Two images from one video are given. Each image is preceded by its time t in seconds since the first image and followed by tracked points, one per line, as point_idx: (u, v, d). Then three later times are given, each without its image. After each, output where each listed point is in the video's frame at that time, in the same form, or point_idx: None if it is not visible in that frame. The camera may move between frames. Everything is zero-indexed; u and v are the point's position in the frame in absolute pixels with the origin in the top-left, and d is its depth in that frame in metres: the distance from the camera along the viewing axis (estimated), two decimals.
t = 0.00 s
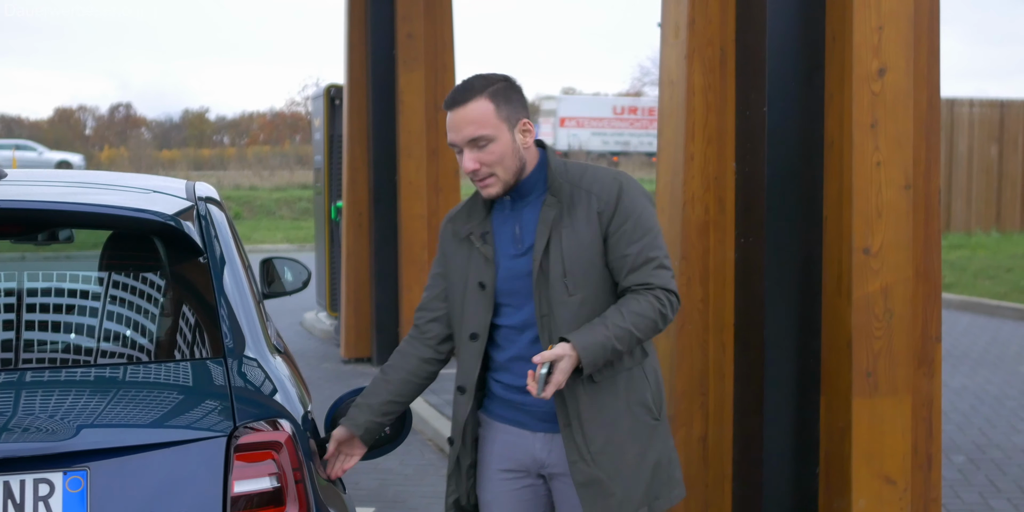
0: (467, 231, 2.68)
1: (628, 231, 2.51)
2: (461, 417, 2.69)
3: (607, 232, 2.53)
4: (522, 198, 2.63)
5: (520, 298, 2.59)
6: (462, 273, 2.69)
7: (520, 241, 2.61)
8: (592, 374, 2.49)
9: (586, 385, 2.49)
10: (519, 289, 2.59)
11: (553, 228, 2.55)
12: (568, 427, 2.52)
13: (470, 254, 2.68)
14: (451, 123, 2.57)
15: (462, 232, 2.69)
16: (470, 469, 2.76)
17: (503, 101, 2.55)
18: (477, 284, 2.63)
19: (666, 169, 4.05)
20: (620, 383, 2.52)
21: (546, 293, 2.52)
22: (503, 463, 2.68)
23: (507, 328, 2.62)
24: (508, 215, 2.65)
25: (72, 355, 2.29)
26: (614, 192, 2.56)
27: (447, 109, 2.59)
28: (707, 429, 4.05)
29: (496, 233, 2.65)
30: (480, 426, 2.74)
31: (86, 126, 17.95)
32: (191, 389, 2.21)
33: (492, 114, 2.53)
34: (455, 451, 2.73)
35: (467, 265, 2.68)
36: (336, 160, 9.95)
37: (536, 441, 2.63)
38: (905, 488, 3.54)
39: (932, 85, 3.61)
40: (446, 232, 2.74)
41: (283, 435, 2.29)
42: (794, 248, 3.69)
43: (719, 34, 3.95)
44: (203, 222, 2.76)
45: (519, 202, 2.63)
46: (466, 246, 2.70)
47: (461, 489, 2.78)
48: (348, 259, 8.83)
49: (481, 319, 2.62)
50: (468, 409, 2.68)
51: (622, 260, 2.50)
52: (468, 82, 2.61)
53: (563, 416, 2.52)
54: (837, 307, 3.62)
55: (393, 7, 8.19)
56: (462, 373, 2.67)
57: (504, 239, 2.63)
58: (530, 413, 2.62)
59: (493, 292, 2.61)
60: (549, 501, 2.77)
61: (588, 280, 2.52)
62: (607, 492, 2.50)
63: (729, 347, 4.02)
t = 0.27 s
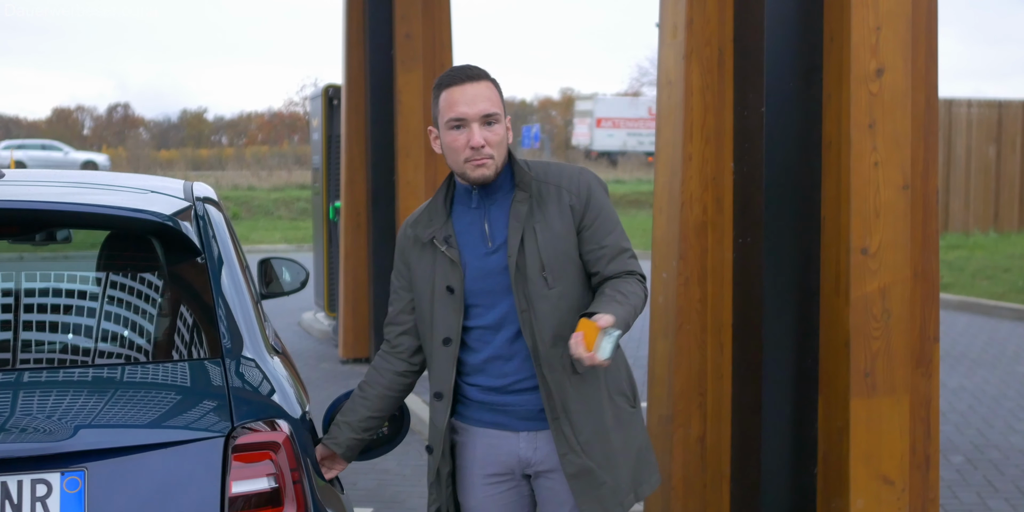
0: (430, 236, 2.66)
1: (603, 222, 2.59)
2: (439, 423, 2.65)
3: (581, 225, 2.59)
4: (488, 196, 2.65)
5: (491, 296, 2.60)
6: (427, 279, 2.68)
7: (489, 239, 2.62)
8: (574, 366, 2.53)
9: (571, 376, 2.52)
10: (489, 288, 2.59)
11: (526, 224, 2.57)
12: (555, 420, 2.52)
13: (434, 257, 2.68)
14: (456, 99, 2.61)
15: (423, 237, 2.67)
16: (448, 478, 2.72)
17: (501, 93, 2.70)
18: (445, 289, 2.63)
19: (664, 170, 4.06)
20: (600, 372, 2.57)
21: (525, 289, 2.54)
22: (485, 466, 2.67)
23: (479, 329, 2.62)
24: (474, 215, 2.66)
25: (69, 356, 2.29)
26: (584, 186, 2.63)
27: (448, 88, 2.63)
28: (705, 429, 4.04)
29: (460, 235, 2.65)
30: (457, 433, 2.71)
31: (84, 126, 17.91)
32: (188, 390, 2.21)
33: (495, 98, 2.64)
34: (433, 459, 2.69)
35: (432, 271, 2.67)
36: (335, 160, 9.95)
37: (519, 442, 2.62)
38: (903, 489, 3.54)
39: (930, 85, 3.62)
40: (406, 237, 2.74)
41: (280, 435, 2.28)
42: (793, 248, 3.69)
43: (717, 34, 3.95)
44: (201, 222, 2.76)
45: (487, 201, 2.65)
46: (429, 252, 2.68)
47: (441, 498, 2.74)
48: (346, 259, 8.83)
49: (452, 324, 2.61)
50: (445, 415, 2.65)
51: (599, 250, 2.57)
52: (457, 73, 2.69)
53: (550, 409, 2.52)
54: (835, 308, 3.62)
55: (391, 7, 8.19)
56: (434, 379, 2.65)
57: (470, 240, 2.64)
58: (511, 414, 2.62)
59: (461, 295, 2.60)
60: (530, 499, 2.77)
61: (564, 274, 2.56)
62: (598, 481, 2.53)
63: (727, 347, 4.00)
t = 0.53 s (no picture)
0: (419, 238, 2.66)
1: (597, 221, 2.60)
2: (428, 425, 2.66)
3: (574, 225, 2.60)
4: (480, 196, 2.65)
5: (483, 297, 2.60)
6: (418, 281, 2.68)
7: (482, 240, 2.62)
8: (569, 365, 2.53)
9: (565, 376, 2.52)
10: (482, 289, 2.59)
11: (520, 224, 2.57)
12: (549, 419, 2.52)
13: (424, 259, 2.67)
14: (449, 99, 2.60)
15: (413, 240, 2.67)
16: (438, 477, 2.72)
17: (493, 92, 2.69)
18: (434, 291, 2.62)
19: (662, 170, 4.06)
20: (594, 372, 2.57)
21: (519, 289, 2.53)
22: (478, 467, 2.66)
23: (470, 330, 2.62)
24: (465, 215, 2.66)
25: (67, 355, 2.29)
26: (577, 185, 2.64)
27: (441, 88, 2.62)
28: (703, 429, 4.05)
29: (449, 237, 2.65)
30: (449, 434, 2.71)
31: (82, 126, 17.89)
32: (186, 389, 2.21)
33: (489, 97, 2.64)
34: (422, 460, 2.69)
35: (423, 273, 2.67)
36: (333, 160, 9.94)
37: (512, 442, 2.62)
38: (901, 488, 3.54)
39: (927, 85, 3.62)
40: (398, 240, 2.74)
41: (278, 435, 2.29)
42: (791, 248, 3.69)
43: (715, 34, 3.94)
44: (199, 222, 2.75)
45: (478, 201, 2.64)
46: (419, 254, 2.68)
47: (429, 499, 2.74)
48: (343, 259, 8.83)
49: (442, 326, 2.61)
50: (434, 417, 2.66)
51: (594, 249, 2.58)
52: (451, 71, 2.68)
53: (544, 409, 2.52)
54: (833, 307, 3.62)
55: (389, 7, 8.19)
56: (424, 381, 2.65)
57: (461, 241, 2.64)
58: (506, 414, 2.61)
59: (450, 296, 2.60)
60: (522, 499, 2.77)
61: (559, 273, 2.56)
62: (593, 480, 2.53)
63: (726, 346, 4.00)
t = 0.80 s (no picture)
0: (427, 232, 2.68)
1: (606, 227, 2.58)
2: (426, 419, 2.68)
3: (583, 228, 2.58)
4: (488, 196, 2.63)
5: (488, 295, 2.60)
6: (426, 276, 2.69)
7: (489, 239, 2.61)
8: (573, 370, 2.53)
9: (569, 380, 2.52)
10: (485, 288, 2.59)
11: (528, 226, 2.56)
12: (551, 423, 2.52)
13: (431, 254, 2.69)
14: (441, 108, 2.55)
15: (421, 234, 2.68)
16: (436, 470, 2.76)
17: (493, 93, 2.60)
18: (439, 287, 2.63)
19: (660, 169, 4.06)
20: (597, 377, 2.57)
21: (526, 290, 2.53)
22: (476, 466, 2.67)
23: (473, 327, 2.63)
24: (473, 214, 2.66)
25: (64, 355, 2.29)
26: (588, 188, 2.61)
27: (435, 96, 2.57)
28: (700, 428, 4.06)
29: (457, 233, 2.66)
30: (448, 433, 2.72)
31: (80, 126, 17.86)
32: (183, 389, 2.21)
33: (483, 102, 2.56)
34: (419, 452, 2.72)
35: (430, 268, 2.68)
36: (330, 160, 9.94)
37: (511, 441, 2.62)
38: (898, 488, 3.55)
39: (925, 85, 3.62)
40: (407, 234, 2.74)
41: (276, 435, 2.28)
42: (790, 248, 3.68)
43: (713, 34, 3.95)
44: (196, 221, 2.75)
45: (486, 200, 2.64)
46: (427, 247, 2.70)
47: (424, 489, 2.77)
48: (341, 259, 8.82)
49: (445, 321, 2.63)
50: (432, 412, 2.68)
51: (601, 255, 2.56)
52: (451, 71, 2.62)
53: (547, 413, 2.52)
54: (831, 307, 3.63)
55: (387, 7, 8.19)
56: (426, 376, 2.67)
57: (468, 239, 2.64)
58: (507, 414, 2.61)
59: (455, 293, 2.61)
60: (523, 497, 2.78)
61: (566, 276, 2.55)
62: (593, 485, 2.54)
63: (723, 347, 4.01)
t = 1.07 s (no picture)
0: (438, 233, 2.70)
1: (613, 233, 2.57)
2: (430, 417, 2.71)
3: (589, 234, 2.58)
4: (496, 202, 2.64)
5: (496, 298, 2.62)
6: (435, 275, 2.72)
7: (496, 243, 2.62)
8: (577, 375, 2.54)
9: (572, 386, 2.53)
10: (494, 290, 2.61)
11: (534, 231, 2.57)
12: (553, 427, 2.55)
13: (442, 254, 2.71)
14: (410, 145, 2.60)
15: (433, 234, 2.70)
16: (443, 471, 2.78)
17: (461, 124, 2.55)
18: (447, 287, 2.66)
19: (657, 169, 4.07)
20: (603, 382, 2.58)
21: (531, 296, 2.55)
22: (479, 464, 2.69)
23: (480, 327, 2.65)
24: (482, 217, 2.67)
25: (62, 355, 2.29)
26: (596, 194, 2.60)
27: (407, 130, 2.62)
28: (698, 428, 4.06)
29: (468, 233, 2.67)
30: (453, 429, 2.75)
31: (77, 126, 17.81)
32: (181, 389, 2.21)
33: (442, 142, 2.53)
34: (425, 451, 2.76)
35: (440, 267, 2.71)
36: (329, 160, 9.94)
37: (513, 441, 2.65)
38: (895, 488, 3.56)
39: (923, 85, 3.62)
40: (419, 233, 2.76)
41: (274, 435, 2.29)
42: (788, 248, 3.69)
43: (711, 34, 3.95)
44: (195, 222, 2.75)
45: (493, 207, 2.64)
46: (438, 247, 2.72)
47: (430, 488, 2.80)
48: (340, 259, 8.83)
49: (452, 322, 2.65)
50: (438, 410, 2.71)
51: (606, 261, 2.56)
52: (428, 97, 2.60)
53: (549, 417, 2.55)
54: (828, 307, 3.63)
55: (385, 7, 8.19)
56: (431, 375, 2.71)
57: (477, 240, 2.65)
58: (509, 413, 2.63)
59: (463, 293, 2.64)
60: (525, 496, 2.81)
61: (571, 283, 2.56)
62: (595, 490, 2.56)
63: (721, 347, 4.02)
